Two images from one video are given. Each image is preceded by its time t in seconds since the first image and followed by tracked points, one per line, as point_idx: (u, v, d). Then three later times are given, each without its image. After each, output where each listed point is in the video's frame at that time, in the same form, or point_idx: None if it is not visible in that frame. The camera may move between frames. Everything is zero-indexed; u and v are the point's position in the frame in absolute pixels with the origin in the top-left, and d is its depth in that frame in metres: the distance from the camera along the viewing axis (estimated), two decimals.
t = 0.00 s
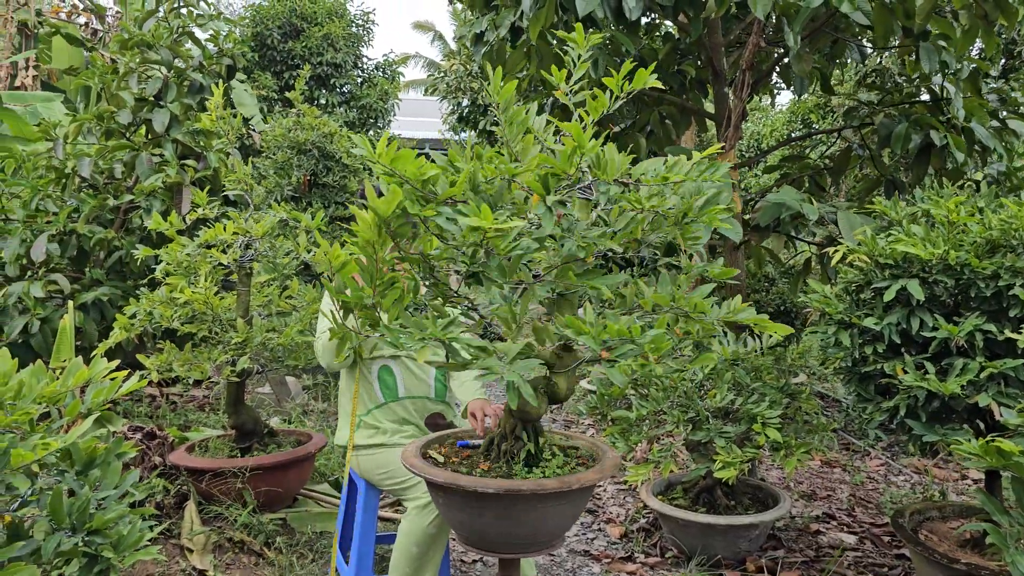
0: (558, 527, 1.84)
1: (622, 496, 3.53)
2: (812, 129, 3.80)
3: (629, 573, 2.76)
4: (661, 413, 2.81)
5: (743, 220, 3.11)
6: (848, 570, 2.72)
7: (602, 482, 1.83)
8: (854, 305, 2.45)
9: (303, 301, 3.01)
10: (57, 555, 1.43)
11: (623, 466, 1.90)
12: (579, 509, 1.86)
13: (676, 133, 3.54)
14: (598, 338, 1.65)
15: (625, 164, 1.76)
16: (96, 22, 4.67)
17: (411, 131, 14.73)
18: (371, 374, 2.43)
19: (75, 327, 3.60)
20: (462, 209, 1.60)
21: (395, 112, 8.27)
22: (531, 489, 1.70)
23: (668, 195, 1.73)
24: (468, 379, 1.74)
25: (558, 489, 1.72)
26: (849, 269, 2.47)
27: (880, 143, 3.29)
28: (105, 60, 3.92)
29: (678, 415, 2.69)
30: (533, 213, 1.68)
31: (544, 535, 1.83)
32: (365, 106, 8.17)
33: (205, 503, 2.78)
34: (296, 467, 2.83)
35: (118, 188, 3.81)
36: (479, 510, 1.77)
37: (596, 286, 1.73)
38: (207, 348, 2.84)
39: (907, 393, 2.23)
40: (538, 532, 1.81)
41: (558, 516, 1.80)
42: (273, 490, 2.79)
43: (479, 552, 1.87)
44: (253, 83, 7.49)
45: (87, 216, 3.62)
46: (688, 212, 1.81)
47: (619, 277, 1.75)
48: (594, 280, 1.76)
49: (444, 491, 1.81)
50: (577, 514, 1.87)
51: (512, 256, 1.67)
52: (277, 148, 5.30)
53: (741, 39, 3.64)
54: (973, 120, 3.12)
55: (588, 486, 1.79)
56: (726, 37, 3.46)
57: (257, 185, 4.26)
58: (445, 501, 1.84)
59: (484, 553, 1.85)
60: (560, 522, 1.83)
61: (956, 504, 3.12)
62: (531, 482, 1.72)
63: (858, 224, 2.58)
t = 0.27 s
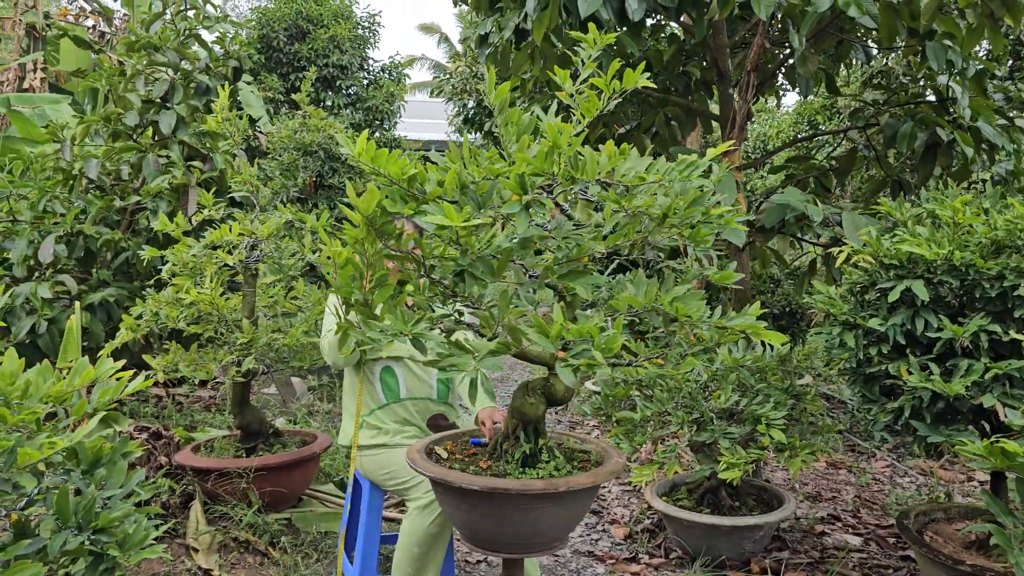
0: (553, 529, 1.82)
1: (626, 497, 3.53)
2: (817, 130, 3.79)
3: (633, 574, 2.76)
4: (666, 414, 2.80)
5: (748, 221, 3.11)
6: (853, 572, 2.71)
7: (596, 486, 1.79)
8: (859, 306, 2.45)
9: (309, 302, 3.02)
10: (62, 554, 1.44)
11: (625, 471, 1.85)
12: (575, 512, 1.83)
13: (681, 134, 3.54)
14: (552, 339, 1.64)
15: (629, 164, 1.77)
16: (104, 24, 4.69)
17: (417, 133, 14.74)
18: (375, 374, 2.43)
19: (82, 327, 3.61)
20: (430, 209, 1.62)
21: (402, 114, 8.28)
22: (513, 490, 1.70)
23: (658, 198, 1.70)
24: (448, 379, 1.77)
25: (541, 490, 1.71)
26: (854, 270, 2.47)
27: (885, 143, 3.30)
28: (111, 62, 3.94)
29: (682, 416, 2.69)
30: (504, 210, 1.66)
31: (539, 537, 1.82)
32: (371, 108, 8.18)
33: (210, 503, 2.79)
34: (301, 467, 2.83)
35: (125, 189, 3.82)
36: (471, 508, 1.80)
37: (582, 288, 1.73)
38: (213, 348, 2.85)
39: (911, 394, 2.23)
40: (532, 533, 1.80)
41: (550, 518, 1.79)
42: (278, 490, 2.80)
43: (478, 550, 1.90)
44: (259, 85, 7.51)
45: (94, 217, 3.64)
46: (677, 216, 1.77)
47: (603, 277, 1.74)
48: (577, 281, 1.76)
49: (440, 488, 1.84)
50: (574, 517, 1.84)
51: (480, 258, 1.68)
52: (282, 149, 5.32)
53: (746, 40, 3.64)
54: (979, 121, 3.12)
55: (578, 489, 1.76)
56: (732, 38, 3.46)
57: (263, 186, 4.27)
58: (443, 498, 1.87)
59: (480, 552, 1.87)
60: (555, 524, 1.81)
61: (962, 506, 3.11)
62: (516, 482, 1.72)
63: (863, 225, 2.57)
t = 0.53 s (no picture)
0: (546, 528, 1.81)
1: (629, 497, 3.53)
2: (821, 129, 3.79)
3: (636, 573, 2.76)
4: (669, 413, 2.80)
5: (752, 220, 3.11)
6: (857, 571, 2.70)
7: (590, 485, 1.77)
8: (862, 305, 2.44)
9: (312, 301, 3.02)
10: (66, 549, 1.45)
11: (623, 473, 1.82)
12: (569, 511, 1.81)
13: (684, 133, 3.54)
14: (518, 335, 1.64)
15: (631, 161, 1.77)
16: (110, 26, 4.71)
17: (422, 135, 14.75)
18: (380, 373, 2.44)
19: (87, 326, 3.62)
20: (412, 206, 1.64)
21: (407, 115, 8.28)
22: (501, 486, 1.71)
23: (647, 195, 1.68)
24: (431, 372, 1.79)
25: (528, 487, 1.71)
26: (857, 268, 2.47)
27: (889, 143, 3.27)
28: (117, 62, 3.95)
29: (685, 415, 2.69)
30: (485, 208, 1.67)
31: (533, 535, 1.81)
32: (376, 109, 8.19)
33: (214, 501, 2.80)
34: (304, 466, 2.84)
35: (130, 189, 3.83)
36: (465, 503, 1.82)
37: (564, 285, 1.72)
38: (216, 347, 2.86)
39: (914, 392, 2.22)
40: (525, 531, 1.80)
41: (543, 516, 1.78)
42: (281, 488, 2.81)
43: (476, 547, 1.91)
44: (265, 86, 7.53)
45: (99, 216, 3.65)
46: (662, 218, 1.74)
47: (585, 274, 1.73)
48: (561, 278, 1.76)
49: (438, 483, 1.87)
50: (569, 517, 1.82)
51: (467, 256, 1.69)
52: (287, 150, 5.33)
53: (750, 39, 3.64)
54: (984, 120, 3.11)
55: (570, 488, 1.75)
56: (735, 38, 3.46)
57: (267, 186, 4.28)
58: (441, 493, 1.89)
59: (478, 548, 1.88)
60: (549, 523, 1.80)
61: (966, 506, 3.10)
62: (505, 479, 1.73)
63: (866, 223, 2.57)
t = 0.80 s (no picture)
0: (540, 524, 1.80)
1: (630, 496, 3.52)
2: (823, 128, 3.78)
3: (637, 571, 2.76)
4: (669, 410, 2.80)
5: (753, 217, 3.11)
6: (858, 569, 2.70)
7: (583, 482, 1.76)
8: (863, 302, 2.44)
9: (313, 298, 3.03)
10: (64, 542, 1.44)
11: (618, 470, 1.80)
12: (563, 508, 1.80)
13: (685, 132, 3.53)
14: (496, 328, 1.63)
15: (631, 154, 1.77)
16: (113, 26, 4.71)
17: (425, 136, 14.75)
18: (383, 371, 2.44)
19: (88, 325, 3.62)
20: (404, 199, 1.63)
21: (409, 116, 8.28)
22: (493, 480, 1.71)
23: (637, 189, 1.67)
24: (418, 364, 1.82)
25: (520, 482, 1.70)
26: (858, 265, 2.47)
27: (890, 142, 3.26)
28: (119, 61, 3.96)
29: (686, 412, 2.68)
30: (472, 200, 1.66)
31: (527, 530, 1.81)
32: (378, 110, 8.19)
33: (214, 498, 2.80)
34: (305, 463, 2.84)
35: (132, 187, 3.82)
36: (459, 497, 1.82)
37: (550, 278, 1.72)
38: (217, 344, 2.87)
39: (915, 389, 2.22)
40: (519, 526, 1.80)
41: (536, 512, 1.77)
42: (281, 486, 2.81)
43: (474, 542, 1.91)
44: (268, 86, 7.53)
45: (101, 215, 3.65)
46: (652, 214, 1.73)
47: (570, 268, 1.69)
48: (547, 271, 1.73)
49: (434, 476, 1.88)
50: (563, 513, 1.81)
51: (459, 250, 1.70)
52: (289, 149, 5.33)
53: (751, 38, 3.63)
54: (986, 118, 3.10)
55: (562, 484, 1.74)
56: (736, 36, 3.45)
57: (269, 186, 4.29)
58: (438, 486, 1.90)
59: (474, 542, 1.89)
60: (542, 519, 1.79)
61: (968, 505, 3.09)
62: (497, 473, 1.73)
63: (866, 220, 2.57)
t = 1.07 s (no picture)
0: (535, 520, 1.79)
1: (629, 495, 3.52)
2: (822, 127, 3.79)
3: (635, 570, 2.76)
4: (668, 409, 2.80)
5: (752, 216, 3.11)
6: (857, 568, 2.69)
7: (578, 478, 1.75)
8: (861, 299, 2.44)
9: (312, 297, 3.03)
10: (61, 538, 1.44)
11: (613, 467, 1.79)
12: (559, 505, 1.79)
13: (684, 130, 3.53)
14: (486, 322, 1.63)
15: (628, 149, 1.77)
16: (113, 27, 4.72)
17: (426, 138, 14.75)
18: (387, 371, 2.43)
19: (88, 324, 3.62)
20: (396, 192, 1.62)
21: (410, 117, 8.28)
22: (486, 476, 1.71)
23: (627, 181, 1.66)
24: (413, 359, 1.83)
25: (513, 478, 1.69)
26: (857, 262, 2.47)
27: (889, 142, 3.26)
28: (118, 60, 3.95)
29: (685, 410, 2.68)
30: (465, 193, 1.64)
31: (523, 527, 1.80)
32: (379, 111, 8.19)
33: (212, 496, 2.80)
34: (303, 461, 2.84)
35: (132, 187, 3.77)
36: (454, 493, 1.82)
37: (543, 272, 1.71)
38: (216, 342, 2.87)
39: (914, 386, 2.22)
40: (515, 523, 1.79)
41: (531, 508, 1.77)
42: (279, 484, 2.81)
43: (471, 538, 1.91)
44: (268, 87, 7.53)
45: (100, 214, 3.64)
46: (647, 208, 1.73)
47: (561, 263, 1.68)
48: (541, 268, 1.72)
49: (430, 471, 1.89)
50: (558, 510, 1.80)
51: (453, 245, 1.70)
52: (289, 149, 5.33)
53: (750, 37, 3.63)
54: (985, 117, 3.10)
55: (556, 480, 1.73)
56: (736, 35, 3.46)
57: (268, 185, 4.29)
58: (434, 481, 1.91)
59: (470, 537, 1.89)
60: (538, 516, 1.79)
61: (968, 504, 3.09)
62: (491, 469, 1.73)
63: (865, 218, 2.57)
